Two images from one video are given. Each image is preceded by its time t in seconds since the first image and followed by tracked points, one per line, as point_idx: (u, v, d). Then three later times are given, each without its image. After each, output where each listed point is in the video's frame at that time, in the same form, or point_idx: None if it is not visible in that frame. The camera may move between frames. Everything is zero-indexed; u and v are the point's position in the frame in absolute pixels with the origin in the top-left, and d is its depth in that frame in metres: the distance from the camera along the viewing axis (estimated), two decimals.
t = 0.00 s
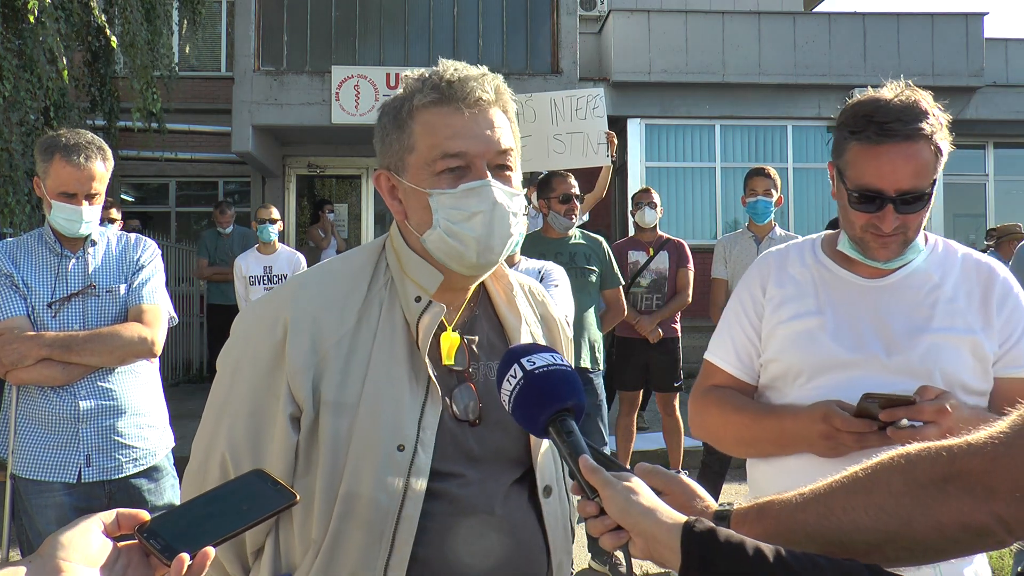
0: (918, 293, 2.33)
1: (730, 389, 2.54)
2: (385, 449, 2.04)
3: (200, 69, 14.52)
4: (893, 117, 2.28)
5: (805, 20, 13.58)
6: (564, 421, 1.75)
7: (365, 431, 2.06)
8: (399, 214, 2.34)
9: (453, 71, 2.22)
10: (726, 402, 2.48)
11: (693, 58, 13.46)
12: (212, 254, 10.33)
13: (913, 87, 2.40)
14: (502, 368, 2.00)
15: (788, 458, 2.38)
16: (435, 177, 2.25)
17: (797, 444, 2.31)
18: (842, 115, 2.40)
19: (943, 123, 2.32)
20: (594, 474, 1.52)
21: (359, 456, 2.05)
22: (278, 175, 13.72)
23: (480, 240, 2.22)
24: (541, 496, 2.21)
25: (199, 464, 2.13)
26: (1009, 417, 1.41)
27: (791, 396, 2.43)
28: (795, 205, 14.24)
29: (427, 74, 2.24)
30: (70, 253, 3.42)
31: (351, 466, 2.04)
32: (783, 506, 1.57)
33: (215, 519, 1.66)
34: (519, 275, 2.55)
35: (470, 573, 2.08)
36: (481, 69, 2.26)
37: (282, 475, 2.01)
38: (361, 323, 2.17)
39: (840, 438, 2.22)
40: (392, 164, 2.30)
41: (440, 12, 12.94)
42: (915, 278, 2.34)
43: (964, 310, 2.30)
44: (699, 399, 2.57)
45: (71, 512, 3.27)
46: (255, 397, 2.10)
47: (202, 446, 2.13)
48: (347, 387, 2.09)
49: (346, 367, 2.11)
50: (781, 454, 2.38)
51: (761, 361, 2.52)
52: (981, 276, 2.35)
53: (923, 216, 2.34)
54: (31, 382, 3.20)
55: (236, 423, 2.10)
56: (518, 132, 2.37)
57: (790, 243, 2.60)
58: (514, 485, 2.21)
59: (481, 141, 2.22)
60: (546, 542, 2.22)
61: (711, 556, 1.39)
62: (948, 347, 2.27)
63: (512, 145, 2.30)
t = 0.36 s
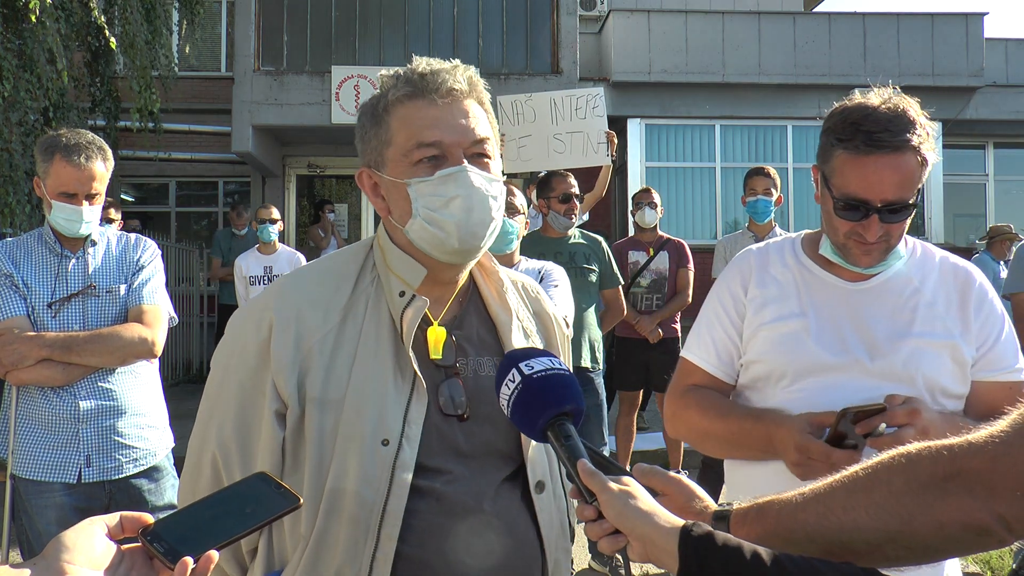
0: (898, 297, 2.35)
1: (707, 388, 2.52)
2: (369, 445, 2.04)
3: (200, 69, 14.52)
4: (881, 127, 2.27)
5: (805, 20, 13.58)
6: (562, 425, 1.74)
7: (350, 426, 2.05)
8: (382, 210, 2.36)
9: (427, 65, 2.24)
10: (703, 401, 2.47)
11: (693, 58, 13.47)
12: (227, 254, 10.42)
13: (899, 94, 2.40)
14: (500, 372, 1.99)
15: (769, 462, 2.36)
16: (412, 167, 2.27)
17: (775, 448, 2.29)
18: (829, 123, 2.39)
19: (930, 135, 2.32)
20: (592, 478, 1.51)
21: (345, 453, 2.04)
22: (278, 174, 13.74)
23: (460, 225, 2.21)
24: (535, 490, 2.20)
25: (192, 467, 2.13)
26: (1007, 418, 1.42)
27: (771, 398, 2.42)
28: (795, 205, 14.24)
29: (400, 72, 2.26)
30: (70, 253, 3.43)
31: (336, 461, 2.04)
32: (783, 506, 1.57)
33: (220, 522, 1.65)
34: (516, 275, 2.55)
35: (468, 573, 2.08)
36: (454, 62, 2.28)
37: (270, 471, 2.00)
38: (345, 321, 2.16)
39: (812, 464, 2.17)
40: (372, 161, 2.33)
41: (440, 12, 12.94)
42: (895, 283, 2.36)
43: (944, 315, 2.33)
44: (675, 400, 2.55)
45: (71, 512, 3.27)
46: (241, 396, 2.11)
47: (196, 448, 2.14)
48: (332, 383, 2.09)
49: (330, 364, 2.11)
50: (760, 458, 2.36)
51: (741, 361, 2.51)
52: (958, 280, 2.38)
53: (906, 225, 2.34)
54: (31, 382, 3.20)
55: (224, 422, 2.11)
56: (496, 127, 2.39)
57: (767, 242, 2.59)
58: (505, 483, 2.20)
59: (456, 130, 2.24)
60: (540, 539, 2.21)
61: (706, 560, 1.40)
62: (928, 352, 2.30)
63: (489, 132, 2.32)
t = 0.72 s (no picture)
0: (889, 298, 2.35)
1: (697, 390, 2.51)
2: (369, 448, 2.03)
3: (200, 69, 14.51)
4: (873, 129, 2.26)
5: (805, 20, 13.57)
6: (568, 419, 1.74)
7: (348, 430, 2.05)
8: (376, 212, 2.35)
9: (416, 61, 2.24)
10: (698, 403, 2.45)
11: (693, 58, 13.47)
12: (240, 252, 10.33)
13: (889, 96, 2.38)
14: (507, 366, 2.00)
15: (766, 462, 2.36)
16: (404, 166, 2.26)
17: (769, 448, 2.28)
18: (822, 123, 2.38)
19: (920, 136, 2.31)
20: (599, 473, 1.51)
21: (344, 457, 2.04)
22: (278, 175, 13.75)
23: (456, 221, 2.21)
24: (535, 488, 2.19)
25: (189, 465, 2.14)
26: (1009, 418, 1.42)
27: (762, 399, 2.42)
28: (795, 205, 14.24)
29: (385, 69, 2.25)
30: (70, 254, 3.42)
31: (335, 465, 2.04)
32: (787, 505, 1.57)
33: (222, 524, 1.65)
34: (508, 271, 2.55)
35: (469, 573, 2.08)
36: (438, 58, 2.28)
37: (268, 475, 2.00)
38: (341, 323, 2.16)
39: (801, 463, 2.18)
40: (362, 162, 2.32)
41: (440, 12, 12.94)
42: (887, 283, 2.35)
43: (934, 316, 2.33)
44: (669, 400, 2.54)
45: (71, 513, 3.27)
46: (239, 400, 2.10)
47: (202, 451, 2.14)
48: (330, 387, 2.08)
49: (328, 367, 2.10)
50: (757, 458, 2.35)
51: (732, 362, 2.50)
52: (949, 280, 2.38)
53: (897, 227, 2.33)
54: (31, 383, 3.20)
55: (221, 426, 2.11)
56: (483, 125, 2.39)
57: (758, 243, 2.58)
58: (505, 483, 2.20)
59: (445, 125, 2.23)
60: (539, 536, 2.20)
61: (712, 555, 1.40)
62: (919, 354, 2.30)
63: (475, 125, 2.30)
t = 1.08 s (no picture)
0: (890, 300, 2.34)
1: (700, 391, 2.52)
2: (382, 460, 2.03)
3: (200, 69, 14.51)
4: (868, 118, 2.28)
5: (805, 20, 13.57)
6: (570, 418, 1.74)
7: (361, 439, 2.04)
8: (391, 217, 2.33)
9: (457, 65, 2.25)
10: (700, 404, 2.46)
11: (693, 58, 13.46)
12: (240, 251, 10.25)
13: (886, 90, 2.40)
14: (507, 365, 2.01)
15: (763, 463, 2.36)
16: (432, 173, 2.25)
17: (766, 451, 2.29)
18: (820, 116, 2.41)
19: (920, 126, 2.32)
20: (600, 472, 1.51)
21: (357, 466, 2.03)
22: (279, 175, 13.75)
23: (483, 233, 2.22)
24: (533, 495, 2.21)
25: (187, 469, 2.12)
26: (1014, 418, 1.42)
27: (762, 401, 2.43)
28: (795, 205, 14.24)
29: (411, 70, 2.24)
30: (70, 253, 3.42)
31: (348, 475, 2.03)
32: (791, 505, 1.58)
33: (224, 527, 1.65)
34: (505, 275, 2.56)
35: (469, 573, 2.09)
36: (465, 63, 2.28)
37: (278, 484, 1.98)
38: (353, 330, 2.15)
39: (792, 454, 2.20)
40: (382, 166, 2.30)
41: (440, 12, 12.94)
42: (888, 284, 2.35)
43: (935, 318, 2.32)
44: (672, 400, 2.54)
45: (71, 513, 3.27)
46: (248, 407, 2.08)
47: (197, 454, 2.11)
48: (342, 396, 2.08)
49: (340, 374, 2.09)
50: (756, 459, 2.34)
51: (733, 364, 2.51)
52: (950, 281, 2.36)
53: (898, 220, 2.34)
54: (30, 383, 3.20)
55: (227, 433, 2.08)
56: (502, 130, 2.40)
57: (760, 244, 2.59)
58: (507, 490, 2.22)
59: (472, 133, 2.24)
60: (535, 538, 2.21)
61: (715, 556, 1.39)
62: (918, 355, 2.29)
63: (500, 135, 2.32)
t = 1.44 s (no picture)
0: (907, 299, 2.32)
1: (717, 388, 2.53)
2: (386, 447, 2.03)
3: (200, 69, 14.52)
4: (881, 104, 2.29)
5: (805, 20, 13.57)
6: (573, 418, 1.75)
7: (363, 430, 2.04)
8: (379, 210, 2.32)
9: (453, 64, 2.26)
10: (716, 403, 2.47)
11: (693, 57, 13.46)
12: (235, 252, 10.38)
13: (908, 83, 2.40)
14: (513, 364, 2.00)
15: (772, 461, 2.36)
16: (420, 166, 2.25)
17: (775, 449, 2.29)
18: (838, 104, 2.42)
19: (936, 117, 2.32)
20: (604, 473, 1.52)
21: (362, 458, 2.02)
22: (279, 175, 13.75)
23: (474, 224, 2.26)
24: (529, 482, 2.21)
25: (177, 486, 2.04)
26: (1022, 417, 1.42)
27: (777, 399, 2.43)
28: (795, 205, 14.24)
29: (399, 68, 2.23)
30: (70, 253, 3.43)
31: (353, 467, 2.02)
32: (799, 505, 1.57)
33: (223, 533, 1.65)
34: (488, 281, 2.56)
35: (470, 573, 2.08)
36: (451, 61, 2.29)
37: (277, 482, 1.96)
38: (347, 323, 2.15)
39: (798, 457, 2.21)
40: (371, 159, 2.29)
41: (440, 12, 12.94)
42: (905, 283, 2.33)
43: (953, 318, 2.29)
44: (688, 401, 2.55)
45: (71, 513, 3.27)
46: (244, 407, 2.05)
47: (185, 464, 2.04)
48: (342, 388, 2.07)
49: (339, 367, 2.08)
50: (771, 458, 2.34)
51: (749, 362, 2.52)
52: (970, 281, 2.34)
53: (911, 211, 2.33)
54: (30, 383, 3.20)
55: (224, 434, 2.04)
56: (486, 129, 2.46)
57: (778, 242, 2.59)
58: (500, 483, 2.22)
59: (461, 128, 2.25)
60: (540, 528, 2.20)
61: (720, 557, 1.38)
62: (935, 356, 2.27)
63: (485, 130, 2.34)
